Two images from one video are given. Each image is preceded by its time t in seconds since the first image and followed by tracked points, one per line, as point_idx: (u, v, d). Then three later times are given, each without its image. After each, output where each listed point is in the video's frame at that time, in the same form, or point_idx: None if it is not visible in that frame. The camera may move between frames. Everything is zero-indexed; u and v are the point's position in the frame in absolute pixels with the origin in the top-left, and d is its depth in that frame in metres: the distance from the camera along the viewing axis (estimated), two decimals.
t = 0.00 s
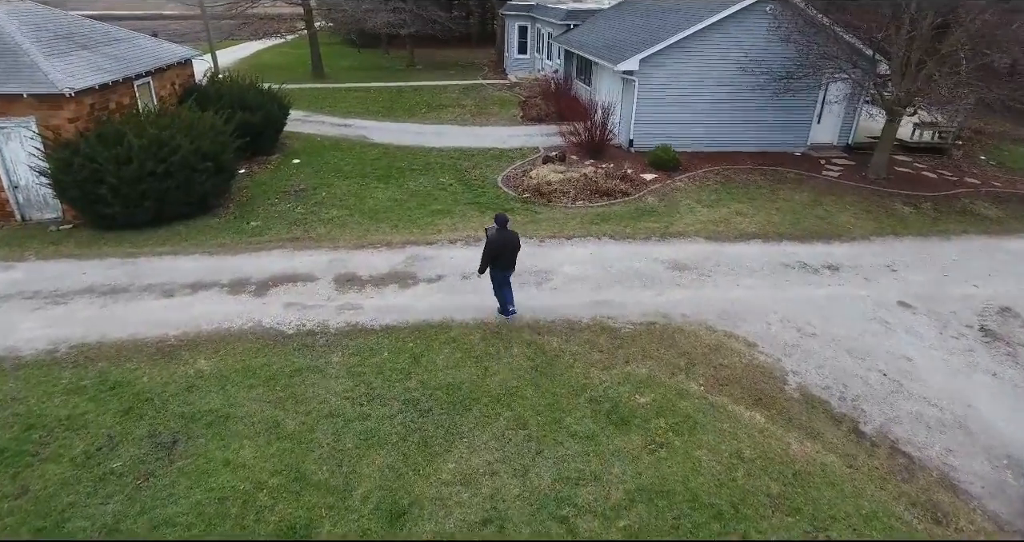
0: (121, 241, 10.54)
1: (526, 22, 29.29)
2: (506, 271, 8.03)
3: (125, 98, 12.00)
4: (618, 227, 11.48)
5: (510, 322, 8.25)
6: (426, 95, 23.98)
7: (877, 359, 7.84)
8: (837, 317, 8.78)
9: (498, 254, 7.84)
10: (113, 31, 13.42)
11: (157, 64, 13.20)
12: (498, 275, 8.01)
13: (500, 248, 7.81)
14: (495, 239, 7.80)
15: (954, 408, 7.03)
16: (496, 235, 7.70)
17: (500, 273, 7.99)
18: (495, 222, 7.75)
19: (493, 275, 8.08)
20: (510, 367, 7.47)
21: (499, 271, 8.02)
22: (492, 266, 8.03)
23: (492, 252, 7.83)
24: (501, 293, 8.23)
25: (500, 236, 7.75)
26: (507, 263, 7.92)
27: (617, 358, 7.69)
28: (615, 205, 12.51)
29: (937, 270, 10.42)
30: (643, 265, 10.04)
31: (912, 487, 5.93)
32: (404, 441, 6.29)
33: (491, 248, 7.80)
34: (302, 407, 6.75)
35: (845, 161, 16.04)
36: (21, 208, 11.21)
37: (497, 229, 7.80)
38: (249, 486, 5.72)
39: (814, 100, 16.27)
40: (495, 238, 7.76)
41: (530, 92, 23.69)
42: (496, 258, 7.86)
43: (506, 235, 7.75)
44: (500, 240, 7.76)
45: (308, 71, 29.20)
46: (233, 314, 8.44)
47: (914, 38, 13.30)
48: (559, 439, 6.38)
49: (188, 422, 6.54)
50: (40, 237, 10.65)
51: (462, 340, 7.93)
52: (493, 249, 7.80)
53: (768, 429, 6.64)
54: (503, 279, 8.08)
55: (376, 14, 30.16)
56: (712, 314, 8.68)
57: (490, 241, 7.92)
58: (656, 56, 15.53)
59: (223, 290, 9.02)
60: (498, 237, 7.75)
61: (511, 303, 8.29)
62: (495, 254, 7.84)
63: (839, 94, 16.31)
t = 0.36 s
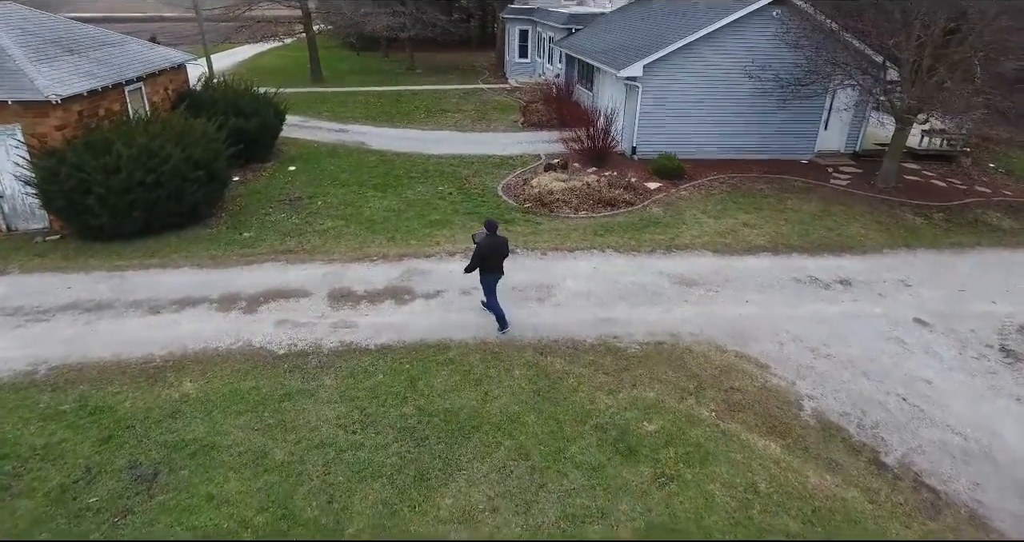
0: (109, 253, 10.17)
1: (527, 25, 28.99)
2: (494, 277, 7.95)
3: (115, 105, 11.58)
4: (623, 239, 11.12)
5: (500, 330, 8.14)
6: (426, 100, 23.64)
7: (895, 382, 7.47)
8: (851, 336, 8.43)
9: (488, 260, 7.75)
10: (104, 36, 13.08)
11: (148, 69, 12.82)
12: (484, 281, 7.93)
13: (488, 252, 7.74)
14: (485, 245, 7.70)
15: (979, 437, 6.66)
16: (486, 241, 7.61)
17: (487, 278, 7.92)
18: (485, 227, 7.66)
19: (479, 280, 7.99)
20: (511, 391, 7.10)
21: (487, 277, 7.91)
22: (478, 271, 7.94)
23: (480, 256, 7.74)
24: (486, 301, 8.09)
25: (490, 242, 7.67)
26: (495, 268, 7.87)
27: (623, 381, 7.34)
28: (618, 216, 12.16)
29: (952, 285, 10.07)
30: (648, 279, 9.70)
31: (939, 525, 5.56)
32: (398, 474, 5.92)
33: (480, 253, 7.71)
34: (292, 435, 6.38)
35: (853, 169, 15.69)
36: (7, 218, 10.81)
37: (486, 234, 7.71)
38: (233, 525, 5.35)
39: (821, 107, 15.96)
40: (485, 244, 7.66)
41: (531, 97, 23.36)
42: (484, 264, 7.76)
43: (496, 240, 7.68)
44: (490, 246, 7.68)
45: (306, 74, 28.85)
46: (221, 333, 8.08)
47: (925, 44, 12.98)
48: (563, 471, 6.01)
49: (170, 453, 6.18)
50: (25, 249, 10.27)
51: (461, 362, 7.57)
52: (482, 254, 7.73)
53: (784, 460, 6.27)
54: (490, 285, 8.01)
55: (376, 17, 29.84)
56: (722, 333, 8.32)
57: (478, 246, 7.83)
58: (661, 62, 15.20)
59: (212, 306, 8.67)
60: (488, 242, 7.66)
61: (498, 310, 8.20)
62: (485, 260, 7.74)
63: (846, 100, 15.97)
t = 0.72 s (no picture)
0: (108, 264, 9.85)
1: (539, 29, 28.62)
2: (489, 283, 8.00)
3: (118, 110, 11.28)
4: (639, 253, 10.69)
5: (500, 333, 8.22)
6: (437, 105, 23.31)
7: (934, 416, 6.97)
8: (883, 362, 7.94)
9: (483, 268, 7.77)
10: (109, 40, 12.81)
11: (153, 74, 12.52)
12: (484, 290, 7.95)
13: (484, 260, 7.77)
14: (479, 254, 7.69)
15: None
16: (484, 250, 7.65)
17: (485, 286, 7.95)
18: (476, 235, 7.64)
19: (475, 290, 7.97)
20: (523, 421, 6.69)
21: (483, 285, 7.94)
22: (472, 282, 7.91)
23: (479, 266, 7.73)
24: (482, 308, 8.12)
25: (486, 250, 7.70)
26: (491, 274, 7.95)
27: (642, 410, 6.90)
28: (634, 228, 11.74)
29: (987, 306, 9.55)
30: (666, 297, 9.27)
31: None
32: (402, 514, 5.49)
33: (478, 263, 7.70)
34: (290, 469, 5.99)
35: (877, 180, 15.15)
36: (6, 227, 10.46)
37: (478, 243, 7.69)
38: None
39: (843, 116, 15.46)
40: (480, 252, 7.67)
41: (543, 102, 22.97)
42: (483, 272, 7.79)
43: (489, 246, 7.75)
44: (488, 253, 7.72)
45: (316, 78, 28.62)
46: (220, 352, 7.73)
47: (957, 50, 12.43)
48: (580, 512, 5.55)
49: (161, 486, 5.80)
50: (23, 259, 9.96)
51: (470, 388, 7.17)
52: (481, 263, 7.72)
53: (820, 501, 5.76)
54: (485, 291, 8.04)
55: (386, 21, 29.58)
56: (746, 358, 7.85)
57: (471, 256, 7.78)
58: (678, 68, 14.75)
59: (211, 323, 8.32)
60: (485, 250, 7.69)
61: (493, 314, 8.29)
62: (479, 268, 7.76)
63: (870, 109, 15.44)
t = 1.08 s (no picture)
0: (116, 272, 9.62)
1: (557, 30, 28.18)
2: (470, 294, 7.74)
3: (128, 114, 11.07)
4: (660, 267, 10.24)
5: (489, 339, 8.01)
6: (453, 107, 22.96)
7: (981, 453, 6.45)
8: (923, 391, 7.42)
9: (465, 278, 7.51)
10: (122, 42, 12.63)
11: (165, 76, 12.30)
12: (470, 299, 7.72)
13: (467, 269, 7.52)
14: (462, 263, 7.44)
15: None
16: (471, 258, 7.42)
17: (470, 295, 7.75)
18: (460, 244, 7.35)
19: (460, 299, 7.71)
20: (538, 451, 6.30)
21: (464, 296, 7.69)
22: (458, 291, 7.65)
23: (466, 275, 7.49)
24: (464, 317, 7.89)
25: (471, 258, 7.47)
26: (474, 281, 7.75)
27: (664, 442, 6.47)
28: (655, 240, 11.30)
29: None
30: (688, 315, 8.83)
31: None
32: None
33: (464, 272, 7.44)
34: (290, 501, 5.65)
35: (909, 190, 14.52)
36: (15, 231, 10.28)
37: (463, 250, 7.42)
38: None
39: (874, 122, 14.87)
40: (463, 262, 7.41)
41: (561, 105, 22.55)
42: (467, 281, 7.56)
43: (471, 254, 7.53)
44: (472, 261, 7.50)
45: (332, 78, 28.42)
46: (224, 369, 7.42)
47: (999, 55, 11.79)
48: None
49: (156, 517, 5.49)
50: (30, 265, 9.75)
51: (483, 413, 6.80)
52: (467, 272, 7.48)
53: None
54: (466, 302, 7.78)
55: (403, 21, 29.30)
56: (775, 385, 7.39)
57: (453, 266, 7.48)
58: (702, 73, 14.26)
59: (216, 337, 8.03)
60: (469, 259, 7.44)
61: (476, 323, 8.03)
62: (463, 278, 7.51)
63: (903, 115, 14.82)
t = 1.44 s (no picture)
0: (153, 267, 9.56)
1: (607, 22, 27.33)
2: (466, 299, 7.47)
3: (171, 107, 11.02)
4: (711, 281, 9.59)
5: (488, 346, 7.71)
6: (498, 100, 22.49)
7: None
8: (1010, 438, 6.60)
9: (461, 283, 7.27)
10: (169, 34, 12.62)
11: (209, 68, 12.23)
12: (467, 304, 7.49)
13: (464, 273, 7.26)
14: (459, 266, 7.20)
15: None
16: (470, 262, 7.19)
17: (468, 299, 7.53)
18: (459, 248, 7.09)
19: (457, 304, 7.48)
20: (573, 486, 5.82)
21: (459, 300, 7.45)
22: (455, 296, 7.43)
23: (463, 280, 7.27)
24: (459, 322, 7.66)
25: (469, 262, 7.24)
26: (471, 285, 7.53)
27: (712, 483, 5.89)
28: (706, 250, 10.62)
29: None
30: (741, 337, 8.19)
31: None
32: None
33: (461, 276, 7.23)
34: (308, 528, 5.34)
35: (989, 202, 13.30)
36: (59, 223, 10.31)
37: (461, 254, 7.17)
38: None
39: (951, 128, 13.69)
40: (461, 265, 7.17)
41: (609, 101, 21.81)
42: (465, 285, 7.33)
43: (469, 258, 7.27)
44: (471, 265, 7.28)
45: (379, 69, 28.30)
46: (252, 376, 7.20)
47: None
48: None
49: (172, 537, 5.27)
50: (72, 258, 9.76)
51: (515, 439, 6.36)
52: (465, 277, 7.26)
53: None
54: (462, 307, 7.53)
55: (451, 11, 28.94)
56: (838, 422, 6.70)
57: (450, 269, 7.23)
58: (762, 71, 13.38)
59: (246, 341, 7.82)
60: (469, 263, 7.22)
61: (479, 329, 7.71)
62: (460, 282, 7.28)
63: (985, 120, 13.59)
